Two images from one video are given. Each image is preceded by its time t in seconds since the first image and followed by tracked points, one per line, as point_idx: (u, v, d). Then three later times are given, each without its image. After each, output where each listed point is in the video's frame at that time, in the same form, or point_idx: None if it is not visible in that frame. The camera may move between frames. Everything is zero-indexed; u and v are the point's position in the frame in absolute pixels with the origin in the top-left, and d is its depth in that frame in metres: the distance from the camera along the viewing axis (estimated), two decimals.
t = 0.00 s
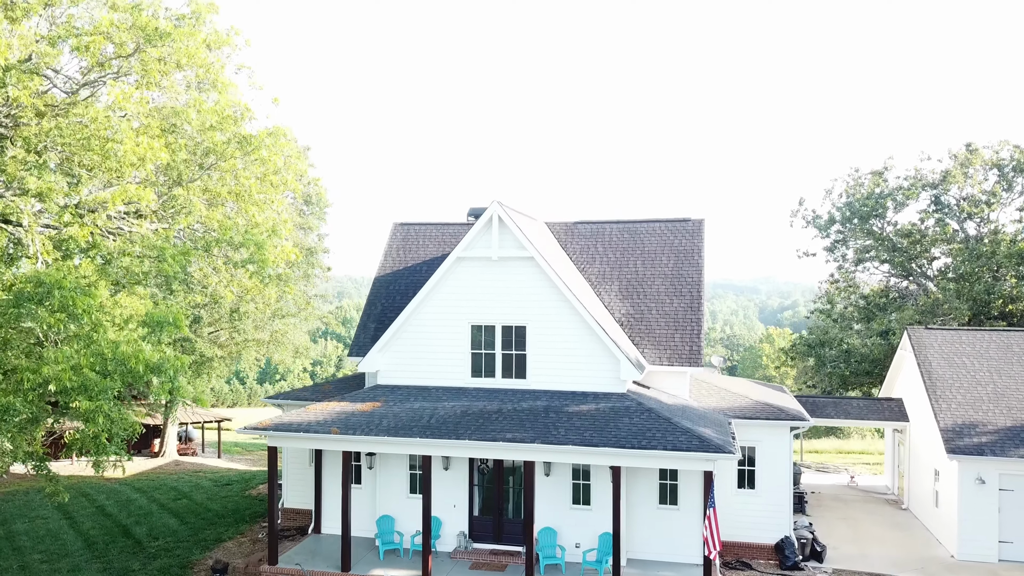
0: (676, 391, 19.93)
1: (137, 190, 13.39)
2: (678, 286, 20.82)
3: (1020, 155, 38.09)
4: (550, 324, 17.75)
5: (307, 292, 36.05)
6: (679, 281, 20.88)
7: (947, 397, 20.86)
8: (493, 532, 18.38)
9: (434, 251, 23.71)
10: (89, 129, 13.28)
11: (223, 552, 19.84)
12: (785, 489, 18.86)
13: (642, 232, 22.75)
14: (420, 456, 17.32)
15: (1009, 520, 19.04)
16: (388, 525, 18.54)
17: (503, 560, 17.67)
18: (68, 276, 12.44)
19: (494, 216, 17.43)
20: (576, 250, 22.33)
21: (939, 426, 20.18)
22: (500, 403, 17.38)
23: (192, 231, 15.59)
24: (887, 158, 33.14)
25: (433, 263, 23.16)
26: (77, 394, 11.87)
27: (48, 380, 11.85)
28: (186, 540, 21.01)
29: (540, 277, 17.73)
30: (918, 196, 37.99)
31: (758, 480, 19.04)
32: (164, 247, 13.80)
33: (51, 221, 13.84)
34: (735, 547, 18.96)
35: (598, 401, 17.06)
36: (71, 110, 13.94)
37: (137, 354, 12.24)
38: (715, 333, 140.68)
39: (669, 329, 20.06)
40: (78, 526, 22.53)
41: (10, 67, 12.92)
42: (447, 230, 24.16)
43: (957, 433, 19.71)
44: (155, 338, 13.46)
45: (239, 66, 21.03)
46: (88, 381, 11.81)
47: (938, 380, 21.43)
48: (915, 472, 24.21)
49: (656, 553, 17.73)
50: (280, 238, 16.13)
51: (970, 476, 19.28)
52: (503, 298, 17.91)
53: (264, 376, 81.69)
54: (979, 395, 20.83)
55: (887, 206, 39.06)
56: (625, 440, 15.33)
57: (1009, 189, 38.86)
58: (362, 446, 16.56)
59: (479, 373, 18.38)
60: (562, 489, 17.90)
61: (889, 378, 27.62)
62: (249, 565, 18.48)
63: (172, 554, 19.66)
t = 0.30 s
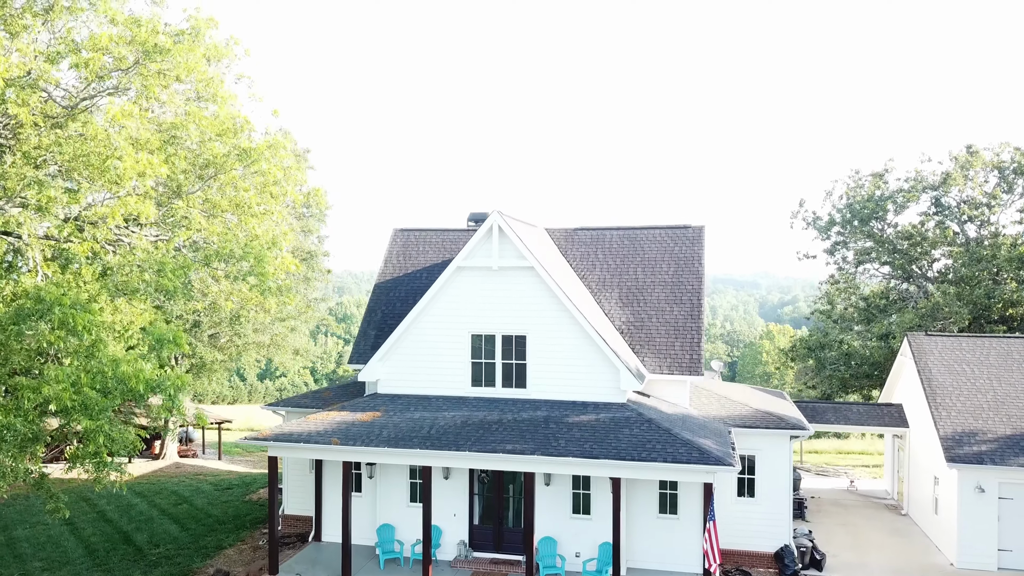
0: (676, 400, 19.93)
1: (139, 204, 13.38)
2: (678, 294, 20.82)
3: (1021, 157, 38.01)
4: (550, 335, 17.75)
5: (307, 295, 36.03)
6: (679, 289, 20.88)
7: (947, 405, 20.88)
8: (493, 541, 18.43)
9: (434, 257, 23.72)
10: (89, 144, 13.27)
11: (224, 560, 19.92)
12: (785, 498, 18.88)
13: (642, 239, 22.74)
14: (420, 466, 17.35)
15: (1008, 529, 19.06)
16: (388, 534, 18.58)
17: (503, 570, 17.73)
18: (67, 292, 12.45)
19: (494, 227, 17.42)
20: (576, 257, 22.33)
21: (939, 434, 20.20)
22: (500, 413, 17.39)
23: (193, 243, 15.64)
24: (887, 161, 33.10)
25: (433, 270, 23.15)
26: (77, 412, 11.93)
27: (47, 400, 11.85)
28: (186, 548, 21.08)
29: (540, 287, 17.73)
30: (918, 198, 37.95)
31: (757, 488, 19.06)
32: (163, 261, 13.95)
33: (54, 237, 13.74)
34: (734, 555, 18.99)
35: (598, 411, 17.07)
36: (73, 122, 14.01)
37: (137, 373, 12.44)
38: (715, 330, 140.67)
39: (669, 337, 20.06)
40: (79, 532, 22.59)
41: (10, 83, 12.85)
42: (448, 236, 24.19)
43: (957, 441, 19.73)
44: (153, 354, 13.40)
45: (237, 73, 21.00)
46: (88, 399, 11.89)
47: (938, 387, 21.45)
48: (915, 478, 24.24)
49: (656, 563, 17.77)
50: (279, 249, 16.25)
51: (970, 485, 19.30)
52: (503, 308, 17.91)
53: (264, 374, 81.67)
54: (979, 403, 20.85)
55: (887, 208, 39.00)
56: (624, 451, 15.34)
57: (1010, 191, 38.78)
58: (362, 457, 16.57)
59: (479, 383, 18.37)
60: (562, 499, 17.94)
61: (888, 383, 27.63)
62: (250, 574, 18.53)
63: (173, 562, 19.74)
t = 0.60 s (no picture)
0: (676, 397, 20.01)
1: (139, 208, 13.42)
2: (679, 291, 20.82)
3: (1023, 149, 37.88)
4: (550, 333, 17.78)
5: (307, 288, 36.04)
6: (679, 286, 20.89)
7: (946, 401, 20.96)
8: (493, 537, 18.56)
9: (434, 253, 23.70)
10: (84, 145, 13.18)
11: (226, 555, 20.05)
12: (783, 495, 18.99)
13: (642, 235, 22.72)
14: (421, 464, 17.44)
15: (1006, 525, 19.19)
16: (388, 530, 18.71)
17: (503, 566, 17.87)
18: (67, 296, 12.44)
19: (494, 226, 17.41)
20: (576, 253, 22.33)
21: (938, 431, 20.28)
22: (500, 411, 17.45)
23: (193, 244, 15.70)
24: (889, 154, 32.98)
25: (433, 266, 23.15)
26: (77, 419, 11.89)
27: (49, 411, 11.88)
28: (189, 542, 21.22)
29: (540, 286, 17.74)
30: (918, 190, 37.89)
31: (756, 485, 19.17)
32: (163, 265, 14.00)
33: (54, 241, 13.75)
34: (733, 551, 19.13)
35: (598, 410, 17.13)
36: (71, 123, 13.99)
37: (138, 382, 12.24)
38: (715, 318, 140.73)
39: (669, 334, 20.08)
40: (82, 526, 22.72)
41: (8, 86, 12.79)
42: (448, 232, 24.18)
43: (955, 438, 19.81)
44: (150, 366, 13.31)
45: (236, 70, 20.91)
46: (90, 408, 11.84)
47: (937, 383, 21.52)
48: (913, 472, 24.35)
49: (655, 559, 17.91)
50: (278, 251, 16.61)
51: (968, 482, 19.40)
52: (503, 307, 17.94)
53: (264, 362, 81.77)
54: (978, 400, 20.93)
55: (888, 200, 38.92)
56: (624, 451, 15.41)
57: (1011, 184, 38.68)
58: (363, 455, 16.65)
59: (480, 381, 18.44)
60: (562, 496, 18.05)
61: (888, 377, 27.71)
62: (252, 569, 18.67)
63: (175, 558, 19.88)
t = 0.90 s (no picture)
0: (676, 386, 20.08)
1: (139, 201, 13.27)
2: (679, 281, 20.81)
3: None
4: (550, 324, 17.81)
5: (307, 273, 36.04)
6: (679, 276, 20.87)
7: (944, 390, 21.04)
8: (494, 525, 18.73)
9: (434, 240, 23.67)
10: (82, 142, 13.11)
11: (229, 542, 20.25)
12: (782, 483, 19.13)
13: (643, 224, 22.69)
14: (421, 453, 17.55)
15: (1002, 513, 19.34)
16: (390, 518, 18.87)
17: (503, 554, 18.05)
18: (68, 293, 12.32)
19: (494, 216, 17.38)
20: (576, 242, 22.31)
21: (936, 420, 20.37)
22: (500, 402, 17.52)
23: (192, 236, 15.86)
24: (891, 138, 32.78)
25: (433, 254, 23.13)
26: (81, 418, 11.93)
27: (51, 408, 11.80)
28: (192, 529, 21.41)
29: (540, 277, 17.71)
30: (920, 175, 37.72)
31: (755, 473, 19.30)
32: (166, 261, 14.40)
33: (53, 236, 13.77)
34: (731, 539, 19.31)
35: (597, 401, 17.21)
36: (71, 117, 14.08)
37: (139, 380, 12.32)
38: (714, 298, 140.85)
39: (669, 324, 20.10)
40: (85, 512, 22.88)
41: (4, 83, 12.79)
42: (449, 219, 24.14)
43: (953, 426, 19.91)
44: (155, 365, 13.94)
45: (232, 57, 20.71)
46: (91, 405, 11.85)
47: (936, 372, 21.59)
48: (911, 459, 24.50)
49: (654, 547, 18.08)
50: (278, 245, 16.78)
51: (965, 470, 19.53)
52: (503, 298, 17.96)
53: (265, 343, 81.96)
54: (976, 388, 21.00)
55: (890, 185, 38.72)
56: (623, 443, 15.50)
57: (1013, 168, 38.50)
58: (363, 446, 16.76)
59: (480, 371, 18.49)
60: (562, 485, 18.18)
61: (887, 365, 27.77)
62: (255, 557, 18.84)
63: (179, 545, 20.08)
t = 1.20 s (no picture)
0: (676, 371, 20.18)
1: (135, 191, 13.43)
2: (679, 266, 20.78)
3: None
4: (550, 311, 17.85)
5: (307, 254, 35.99)
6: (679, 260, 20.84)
7: (942, 374, 21.13)
8: (494, 509, 18.94)
9: (434, 224, 23.61)
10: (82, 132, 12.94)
11: (232, 524, 20.48)
12: (780, 467, 19.29)
13: (643, 207, 22.62)
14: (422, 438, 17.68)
15: (997, 496, 19.54)
16: (391, 502, 19.07)
17: (503, 537, 18.27)
18: (70, 285, 12.33)
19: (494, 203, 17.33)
20: (577, 226, 22.26)
21: (933, 404, 20.50)
22: (501, 388, 17.62)
23: (190, 224, 15.91)
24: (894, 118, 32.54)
25: (434, 238, 23.09)
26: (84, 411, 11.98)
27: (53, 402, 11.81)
28: (195, 511, 21.63)
29: (540, 264, 17.71)
30: (922, 155, 37.49)
31: (753, 457, 19.46)
32: (166, 253, 14.46)
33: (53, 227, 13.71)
34: (729, 521, 19.53)
35: (597, 387, 17.31)
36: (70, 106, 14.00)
37: (143, 374, 12.45)
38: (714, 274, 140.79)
39: (669, 310, 20.12)
40: (89, 493, 23.06)
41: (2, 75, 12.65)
42: (449, 202, 24.07)
43: (950, 411, 20.03)
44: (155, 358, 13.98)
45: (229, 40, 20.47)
46: (93, 398, 11.87)
47: (935, 356, 21.67)
48: (908, 441, 24.69)
49: (652, 531, 18.29)
50: (278, 232, 16.99)
51: (962, 454, 19.69)
52: (503, 284, 17.98)
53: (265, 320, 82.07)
54: (974, 373, 21.10)
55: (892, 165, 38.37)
56: (623, 430, 15.61)
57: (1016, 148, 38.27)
58: (365, 431, 16.88)
59: (480, 357, 18.57)
60: (562, 469, 18.35)
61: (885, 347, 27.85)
62: (258, 539, 19.06)
63: (183, 527, 20.29)
